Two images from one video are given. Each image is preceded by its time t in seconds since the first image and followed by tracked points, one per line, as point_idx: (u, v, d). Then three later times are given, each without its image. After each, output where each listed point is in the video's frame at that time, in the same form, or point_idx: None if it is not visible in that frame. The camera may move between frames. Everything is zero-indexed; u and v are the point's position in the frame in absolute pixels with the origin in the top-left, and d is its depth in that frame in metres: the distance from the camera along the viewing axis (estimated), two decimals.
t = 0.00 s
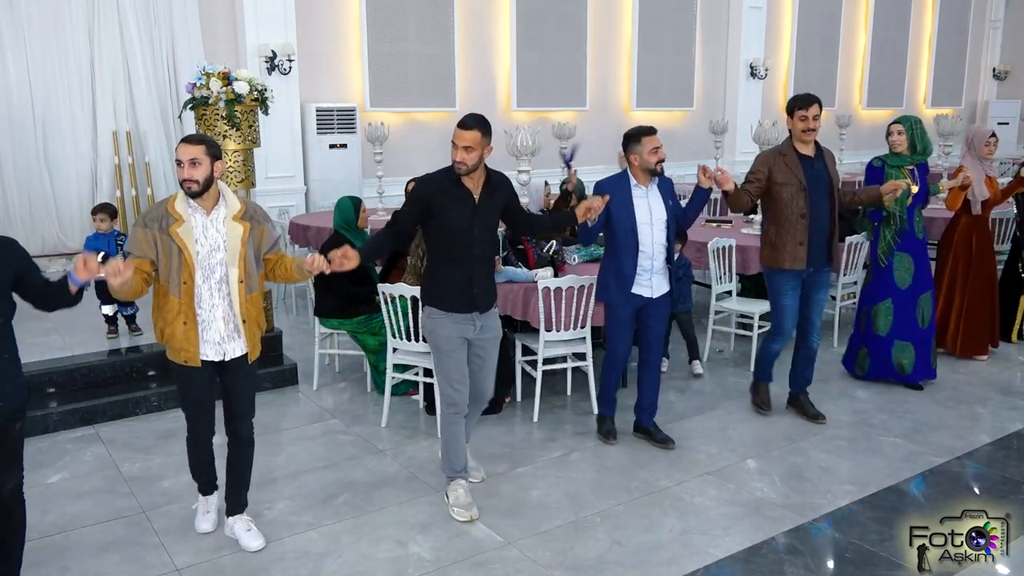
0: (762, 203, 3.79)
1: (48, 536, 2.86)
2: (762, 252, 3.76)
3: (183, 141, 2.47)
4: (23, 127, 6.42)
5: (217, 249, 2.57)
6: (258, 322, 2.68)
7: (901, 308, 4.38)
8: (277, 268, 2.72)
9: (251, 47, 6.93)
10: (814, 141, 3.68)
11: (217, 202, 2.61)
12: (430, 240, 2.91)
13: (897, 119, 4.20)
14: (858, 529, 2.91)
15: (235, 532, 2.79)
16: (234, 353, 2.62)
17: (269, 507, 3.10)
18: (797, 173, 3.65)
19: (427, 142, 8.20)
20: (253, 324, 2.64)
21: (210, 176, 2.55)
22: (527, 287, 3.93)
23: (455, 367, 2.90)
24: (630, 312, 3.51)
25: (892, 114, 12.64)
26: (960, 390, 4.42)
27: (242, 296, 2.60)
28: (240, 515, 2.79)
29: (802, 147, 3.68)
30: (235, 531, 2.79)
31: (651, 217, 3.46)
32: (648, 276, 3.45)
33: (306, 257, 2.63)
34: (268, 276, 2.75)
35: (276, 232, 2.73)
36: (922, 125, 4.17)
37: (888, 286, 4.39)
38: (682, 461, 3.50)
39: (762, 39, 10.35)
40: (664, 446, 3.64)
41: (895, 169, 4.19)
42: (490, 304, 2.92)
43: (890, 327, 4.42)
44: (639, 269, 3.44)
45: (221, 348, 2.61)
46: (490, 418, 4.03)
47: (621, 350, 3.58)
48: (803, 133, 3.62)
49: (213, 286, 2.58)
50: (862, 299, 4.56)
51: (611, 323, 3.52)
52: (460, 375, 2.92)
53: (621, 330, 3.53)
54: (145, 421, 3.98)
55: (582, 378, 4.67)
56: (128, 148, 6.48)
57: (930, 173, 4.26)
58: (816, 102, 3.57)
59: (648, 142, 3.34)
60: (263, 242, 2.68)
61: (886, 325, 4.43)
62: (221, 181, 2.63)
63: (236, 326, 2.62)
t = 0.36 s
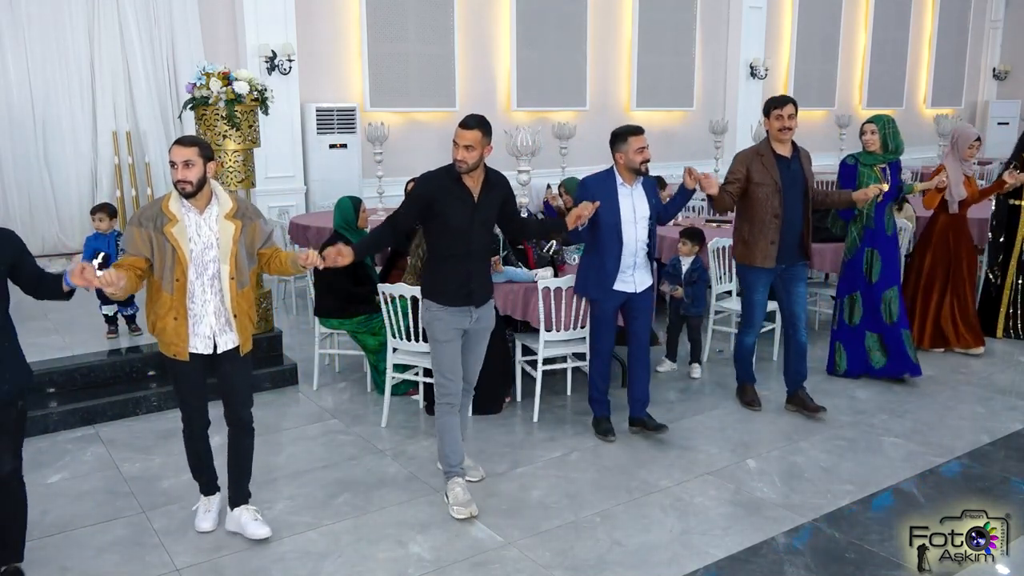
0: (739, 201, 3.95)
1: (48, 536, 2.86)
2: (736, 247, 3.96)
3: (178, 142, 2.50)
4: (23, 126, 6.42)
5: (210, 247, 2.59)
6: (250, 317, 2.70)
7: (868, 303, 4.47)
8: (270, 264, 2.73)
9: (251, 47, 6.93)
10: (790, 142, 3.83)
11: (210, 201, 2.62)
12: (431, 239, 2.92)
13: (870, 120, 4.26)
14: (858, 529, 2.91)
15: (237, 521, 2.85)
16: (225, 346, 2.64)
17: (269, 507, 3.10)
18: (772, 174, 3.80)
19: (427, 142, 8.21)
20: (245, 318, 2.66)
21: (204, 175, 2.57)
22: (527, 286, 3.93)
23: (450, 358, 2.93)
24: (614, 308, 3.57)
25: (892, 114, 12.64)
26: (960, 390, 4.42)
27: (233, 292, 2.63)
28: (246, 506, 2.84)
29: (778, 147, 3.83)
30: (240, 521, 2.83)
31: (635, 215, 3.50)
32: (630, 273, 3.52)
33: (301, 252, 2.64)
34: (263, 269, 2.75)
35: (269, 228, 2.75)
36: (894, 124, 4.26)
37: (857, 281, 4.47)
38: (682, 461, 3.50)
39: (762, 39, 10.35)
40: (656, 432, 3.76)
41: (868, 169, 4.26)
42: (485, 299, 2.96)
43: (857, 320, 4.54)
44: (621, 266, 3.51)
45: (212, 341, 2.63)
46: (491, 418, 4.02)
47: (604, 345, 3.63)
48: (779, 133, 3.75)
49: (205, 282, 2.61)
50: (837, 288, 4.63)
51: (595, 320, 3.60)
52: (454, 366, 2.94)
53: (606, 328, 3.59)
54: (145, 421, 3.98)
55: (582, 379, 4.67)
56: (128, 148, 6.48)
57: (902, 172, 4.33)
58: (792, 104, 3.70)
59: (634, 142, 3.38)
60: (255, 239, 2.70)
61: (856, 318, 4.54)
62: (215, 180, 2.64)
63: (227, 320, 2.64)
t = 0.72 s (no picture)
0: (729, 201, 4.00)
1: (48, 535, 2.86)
2: (727, 246, 4.02)
3: (186, 139, 2.59)
4: (23, 126, 6.42)
5: (215, 243, 2.71)
6: (253, 312, 2.82)
7: (859, 301, 4.49)
8: (273, 260, 2.87)
9: (251, 47, 6.93)
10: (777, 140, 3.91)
11: (216, 198, 2.74)
12: (429, 234, 2.93)
13: (858, 119, 4.32)
14: (858, 529, 2.91)
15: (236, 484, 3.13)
16: (229, 340, 2.77)
17: (269, 506, 3.10)
18: (761, 170, 3.87)
19: (427, 142, 8.21)
20: (249, 313, 2.79)
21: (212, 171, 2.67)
22: (527, 286, 3.92)
23: (448, 354, 2.95)
24: (616, 305, 3.58)
25: (892, 114, 12.64)
26: (960, 390, 4.43)
27: (238, 287, 2.75)
28: (245, 469, 3.12)
29: (766, 145, 3.91)
30: (239, 483, 3.12)
31: (637, 214, 3.52)
32: (632, 271, 3.54)
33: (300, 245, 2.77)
34: (267, 266, 2.90)
35: (274, 226, 2.87)
36: (882, 124, 4.29)
37: (848, 279, 4.48)
38: (682, 461, 3.50)
39: (762, 39, 10.35)
40: (643, 422, 3.90)
41: (857, 168, 4.30)
42: (483, 296, 2.95)
43: (849, 318, 4.55)
44: (623, 265, 3.53)
45: (216, 334, 2.75)
46: (491, 418, 4.03)
47: (608, 348, 3.66)
48: (769, 133, 3.84)
49: (211, 277, 2.72)
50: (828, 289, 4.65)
51: (597, 317, 3.61)
52: (452, 363, 2.96)
53: (608, 324, 3.61)
54: (145, 421, 3.98)
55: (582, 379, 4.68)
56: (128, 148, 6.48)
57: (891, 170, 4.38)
58: (783, 105, 3.78)
59: (636, 142, 3.42)
60: (260, 236, 2.83)
61: (847, 317, 4.55)
62: (221, 178, 2.76)
63: (231, 315, 2.76)
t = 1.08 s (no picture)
0: (730, 200, 4.00)
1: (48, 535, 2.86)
2: (728, 245, 4.01)
3: (197, 139, 2.62)
4: (23, 126, 6.42)
5: (224, 240, 2.73)
6: (263, 307, 2.83)
7: (852, 300, 4.54)
8: (280, 257, 2.87)
9: (251, 47, 6.93)
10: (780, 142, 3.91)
11: (225, 196, 2.76)
12: (427, 233, 2.92)
13: (859, 120, 4.30)
14: (858, 529, 2.91)
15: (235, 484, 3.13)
16: (239, 334, 2.78)
17: (269, 506, 3.10)
18: (762, 171, 3.88)
19: (427, 142, 8.21)
20: (258, 308, 2.79)
21: (222, 170, 2.70)
22: (527, 286, 3.92)
23: (445, 356, 2.95)
24: (623, 301, 3.59)
25: (892, 114, 12.63)
26: (961, 390, 4.42)
27: (247, 283, 2.76)
28: (244, 470, 3.13)
29: (768, 147, 3.91)
30: (237, 484, 3.13)
31: (646, 212, 3.56)
32: (642, 268, 3.56)
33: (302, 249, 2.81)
34: (275, 263, 2.90)
35: (282, 223, 2.89)
36: (880, 126, 4.29)
37: (843, 279, 4.50)
38: (682, 461, 3.50)
39: (761, 39, 10.35)
40: (643, 422, 3.90)
41: (851, 168, 4.33)
42: (482, 296, 2.96)
43: (845, 318, 4.58)
44: (632, 261, 3.55)
45: (226, 329, 2.76)
46: (491, 418, 4.03)
47: (616, 335, 3.63)
48: (774, 137, 3.83)
49: (220, 273, 2.74)
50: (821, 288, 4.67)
51: (605, 311, 3.61)
52: (449, 363, 2.97)
53: (616, 320, 3.61)
54: (145, 421, 3.98)
55: (582, 379, 4.68)
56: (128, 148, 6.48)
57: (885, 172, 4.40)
58: (792, 110, 3.78)
59: (651, 141, 3.44)
60: (268, 233, 2.84)
61: (842, 316, 4.58)
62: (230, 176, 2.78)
63: (241, 310, 2.77)
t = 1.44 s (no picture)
0: (732, 197, 4.01)
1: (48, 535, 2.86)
2: (729, 241, 4.01)
3: (193, 136, 2.62)
4: (23, 126, 6.42)
5: (221, 238, 2.73)
6: (259, 307, 2.83)
7: (849, 300, 4.55)
8: (276, 256, 2.87)
9: (251, 47, 6.93)
10: (784, 142, 3.91)
11: (222, 195, 2.76)
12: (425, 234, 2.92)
13: (859, 121, 4.30)
14: (858, 529, 2.91)
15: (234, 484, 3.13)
16: (235, 334, 2.78)
17: (269, 506, 3.10)
18: (767, 170, 3.88)
19: (427, 142, 8.21)
20: (254, 307, 2.80)
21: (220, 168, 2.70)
22: (527, 287, 3.90)
23: (442, 356, 2.95)
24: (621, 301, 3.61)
25: (892, 114, 12.63)
26: (961, 390, 4.42)
27: (243, 282, 2.76)
28: (243, 470, 3.13)
29: (772, 146, 3.91)
30: (237, 484, 3.13)
31: (644, 213, 3.58)
32: (639, 268, 3.58)
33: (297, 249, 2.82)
34: (272, 261, 2.90)
35: (279, 221, 2.88)
36: (881, 127, 4.30)
37: (841, 279, 4.51)
38: (682, 462, 3.50)
39: (761, 39, 10.35)
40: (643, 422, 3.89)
41: (852, 168, 4.33)
42: (478, 296, 2.95)
43: (842, 316, 4.60)
44: (626, 260, 3.58)
45: (222, 328, 2.77)
46: (491, 418, 4.03)
47: (624, 334, 3.66)
48: (780, 135, 3.84)
49: (217, 272, 2.75)
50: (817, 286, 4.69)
51: (610, 310, 3.64)
52: (447, 364, 2.97)
53: (619, 320, 3.64)
54: (145, 421, 3.98)
55: (582, 379, 4.68)
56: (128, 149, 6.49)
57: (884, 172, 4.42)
58: (796, 109, 3.78)
59: (653, 145, 3.45)
60: (265, 231, 2.84)
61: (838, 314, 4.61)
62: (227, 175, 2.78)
63: (237, 309, 2.78)
